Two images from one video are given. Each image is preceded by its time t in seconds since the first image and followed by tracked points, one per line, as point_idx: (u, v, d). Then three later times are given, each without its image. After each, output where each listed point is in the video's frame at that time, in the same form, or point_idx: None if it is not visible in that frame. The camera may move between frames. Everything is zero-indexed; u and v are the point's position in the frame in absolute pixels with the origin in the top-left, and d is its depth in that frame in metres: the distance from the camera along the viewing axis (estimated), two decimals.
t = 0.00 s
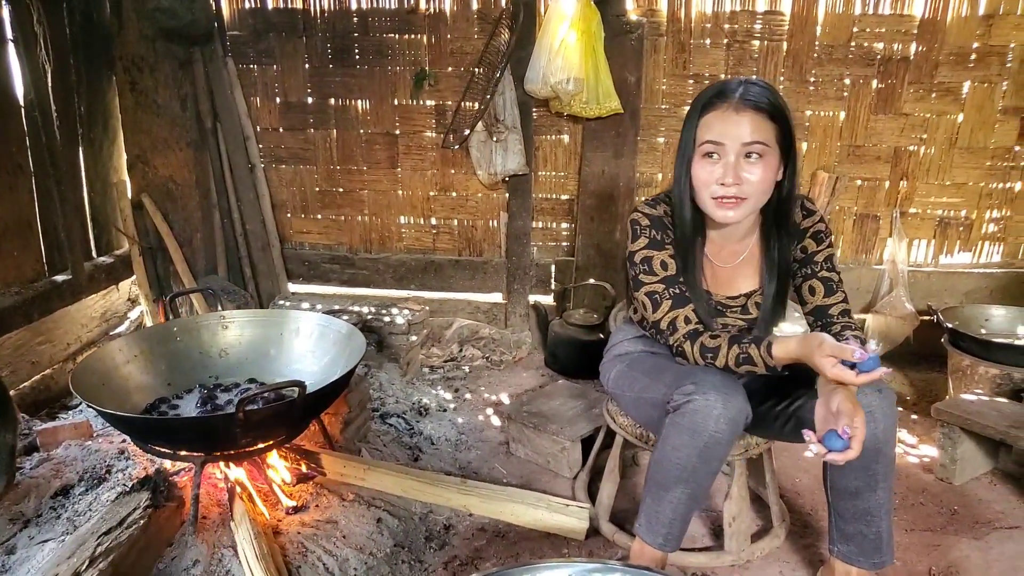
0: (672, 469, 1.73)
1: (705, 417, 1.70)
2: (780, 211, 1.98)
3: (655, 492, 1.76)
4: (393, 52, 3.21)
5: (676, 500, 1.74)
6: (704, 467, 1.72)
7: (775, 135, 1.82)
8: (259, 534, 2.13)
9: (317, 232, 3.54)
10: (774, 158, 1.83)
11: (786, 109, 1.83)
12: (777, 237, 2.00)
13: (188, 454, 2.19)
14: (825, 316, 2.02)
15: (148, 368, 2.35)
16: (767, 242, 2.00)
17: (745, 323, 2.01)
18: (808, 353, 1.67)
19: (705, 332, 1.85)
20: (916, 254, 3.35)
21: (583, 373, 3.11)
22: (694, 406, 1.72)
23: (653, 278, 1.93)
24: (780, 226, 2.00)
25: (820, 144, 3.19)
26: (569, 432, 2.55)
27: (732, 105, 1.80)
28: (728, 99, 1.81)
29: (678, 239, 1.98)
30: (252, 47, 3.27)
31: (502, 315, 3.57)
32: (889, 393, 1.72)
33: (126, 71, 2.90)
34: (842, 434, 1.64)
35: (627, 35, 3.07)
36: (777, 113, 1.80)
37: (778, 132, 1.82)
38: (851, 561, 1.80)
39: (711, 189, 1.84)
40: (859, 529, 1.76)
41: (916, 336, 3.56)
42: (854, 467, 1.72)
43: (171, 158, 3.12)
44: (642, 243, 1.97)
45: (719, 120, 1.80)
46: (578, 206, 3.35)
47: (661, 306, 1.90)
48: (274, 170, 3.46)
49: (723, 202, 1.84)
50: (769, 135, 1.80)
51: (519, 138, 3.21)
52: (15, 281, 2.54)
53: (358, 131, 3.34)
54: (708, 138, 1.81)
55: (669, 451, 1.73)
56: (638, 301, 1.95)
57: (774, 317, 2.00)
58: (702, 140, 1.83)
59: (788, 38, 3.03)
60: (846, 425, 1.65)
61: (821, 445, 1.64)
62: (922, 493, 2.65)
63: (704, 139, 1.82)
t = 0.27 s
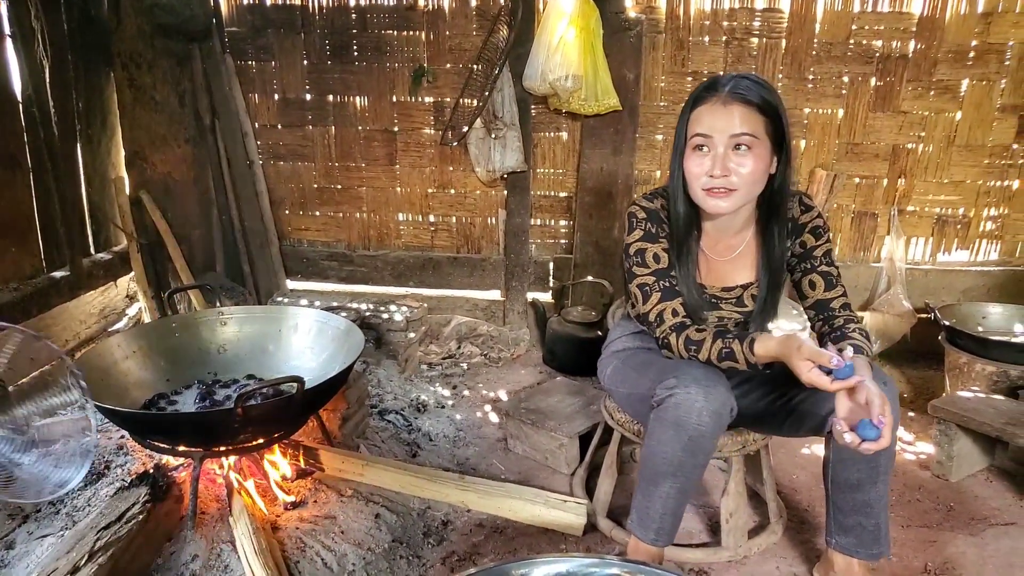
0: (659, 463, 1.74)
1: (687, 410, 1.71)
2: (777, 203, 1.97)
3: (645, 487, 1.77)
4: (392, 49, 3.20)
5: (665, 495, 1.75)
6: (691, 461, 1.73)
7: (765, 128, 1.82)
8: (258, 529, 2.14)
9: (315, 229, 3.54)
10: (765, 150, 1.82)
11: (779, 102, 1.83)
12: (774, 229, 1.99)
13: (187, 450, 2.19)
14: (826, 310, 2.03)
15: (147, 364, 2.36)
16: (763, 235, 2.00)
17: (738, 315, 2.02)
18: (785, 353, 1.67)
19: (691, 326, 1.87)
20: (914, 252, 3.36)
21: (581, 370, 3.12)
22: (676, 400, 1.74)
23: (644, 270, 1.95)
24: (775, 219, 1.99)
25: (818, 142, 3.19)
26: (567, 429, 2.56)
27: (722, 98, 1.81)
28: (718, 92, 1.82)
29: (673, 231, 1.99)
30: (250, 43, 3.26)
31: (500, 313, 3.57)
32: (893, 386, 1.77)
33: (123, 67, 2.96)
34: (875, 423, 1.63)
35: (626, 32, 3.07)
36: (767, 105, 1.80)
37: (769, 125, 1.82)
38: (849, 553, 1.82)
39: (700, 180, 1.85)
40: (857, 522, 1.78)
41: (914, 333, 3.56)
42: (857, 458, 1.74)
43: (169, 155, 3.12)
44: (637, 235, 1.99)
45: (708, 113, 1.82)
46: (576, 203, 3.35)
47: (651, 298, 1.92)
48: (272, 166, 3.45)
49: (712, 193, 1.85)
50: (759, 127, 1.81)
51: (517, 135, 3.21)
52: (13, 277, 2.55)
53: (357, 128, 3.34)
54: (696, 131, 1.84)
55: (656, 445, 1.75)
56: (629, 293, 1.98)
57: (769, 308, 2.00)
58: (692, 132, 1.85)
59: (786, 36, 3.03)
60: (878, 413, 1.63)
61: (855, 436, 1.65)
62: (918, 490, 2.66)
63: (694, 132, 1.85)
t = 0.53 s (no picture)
0: (654, 457, 1.75)
1: (676, 402, 1.72)
2: (781, 197, 1.97)
3: (642, 482, 1.78)
4: (390, 47, 3.21)
5: (662, 489, 1.75)
6: (684, 453, 1.73)
7: (769, 121, 1.82)
8: (260, 526, 2.15)
9: (315, 228, 3.55)
10: (768, 143, 1.82)
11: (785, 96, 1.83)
12: (776, 222, 1.98)
13: (189, 448, 2.21)
14: (833, 304, 2.02)
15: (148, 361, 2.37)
16: (766, 228, 1.99)
17: (738, 308, 2.02)
18: (770, 348, 1.67)
19: (682, 318, 1.87)
20: (915, 247, 3.35)
21: (581, 368, 3.12)
22: (665, 391, 1.74)
23: (641, 262, 1.95)
24: (776, 213, 1.99)
25: (818, 137, 3.18)
26: (567, 426, 2.57)
27: (727, 90, 1.80)
28: (723, 83, 1.81)
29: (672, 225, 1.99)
30: (249, 42, 3.27)
31: (500, 310, 3.58)
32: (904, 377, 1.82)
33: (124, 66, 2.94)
34: (892, 421, 1.62)
35: (625, 28, 3.06)
36: (772, 98, 1.79)
37: (774, 118, 1.81)
38: (859, 546, 1.86)
39: (702, 171, 1.85)
40: (869, 514, 1.83)
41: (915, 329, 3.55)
42: (870, 451, 1.79)
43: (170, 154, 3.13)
44: (636, 227, 2.00)
45: (712, 103, 1.81)
46: (576, 200, 3.35)
47: (645, 289, 1.93)
48: (272, 165, 3.46)
49: (714, 183, 1.85)
50: (763, 119, 1.80)
51: (516, 132, 3.21)
52: (15, 277, 2.56)
53: (356, 126, 3.35)
54: (700, 121, 1.83)
55: (649, 440, 1.76)
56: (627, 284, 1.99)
57: (771, 299, 1.99)
58: (696, 122, 1.84)
59: (785, 31, 3.02)
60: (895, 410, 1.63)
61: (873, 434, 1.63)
62: (920, 486, 2.66)
63: (698, 122, 1.84)
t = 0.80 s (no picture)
0: (672, 452, 1.75)
1: (694, 396, 1.71)
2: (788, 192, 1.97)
3: (660, 476, 1.79)
4: (391, 44, 3.21)
5: (682, 483, 1.76)
6: (702, 446, 1.74)
7: (783, 115, 1.82)
8: (265, 522, 2.16)
9: (317, 226, 3.56)
10: (780, 138, 1.82)
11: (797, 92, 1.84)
12: (782, 217, 1.99)
13: (194, 445, 2.22)
14: (837, 299, 2.01)
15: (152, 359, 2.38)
16: (772, 225, 2.00)
17: (741, 302, 2.01)
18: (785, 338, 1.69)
19: (692, 312, 1.86)
20: (919, 241, 3.33)
21: (584, 364, 3.12)
22: (684, 386, 1.73)
23: (647, 257, 1.94)
24: (782, 209, 1.99)
25: (820, 131, 3.17)
26: (570, 422, 2.57)
27: (745, 80, 1.81)
28: (740, 75, 1.82)
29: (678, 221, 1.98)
30: (250, 41, 3.28)
31: (502, 307, 3.57)
32: (910, 371, 1.81)
33: (126, 66, 2.90)
34: (873, 420, 1.67)
35: (625, 23, 3.05)
36: (788, 93, 1.80)
37: (788, 113, 1.82)
38: (870, 542, 1.87)
39: (713, 159, 1.84)
40: (879, 508, 1.85)
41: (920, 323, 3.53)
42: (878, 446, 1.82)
43: (172, 153, 3.14)
44: (642, 222, 1.98)
45: (728, 92, 1.81)
46: (577, 196, 3.35)
47: (653, 285, 1.92)
48: (274, 164, 3.47)
49: (723, 172, 1.84)
50: (778, 112, 1.81)
51: (517, 129, 3.21)
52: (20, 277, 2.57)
53: (357, 124, 3.35)
54: (715, 109, 1.82)
55: (668, 435, 1.76)
56: (632, 279, 1.97)
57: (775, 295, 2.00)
58: (711, 111, 1.84)
59: (787, 25, 3.01)
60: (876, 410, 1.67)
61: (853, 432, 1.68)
62: (926, 480, 2.65)
63: (712, 110, 1.84)
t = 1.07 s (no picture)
0: (686, 450, 1.75)
1: (715, 396, 1.72)
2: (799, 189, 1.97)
3: (671, 474, 1.78)
4: (394, 40, 3.20)
5: (694, 481, 1.76)
6: (717, 446, 1.74)
7: (802, 112, 1.81)
8: (268, 518, 2.16)
9: (321, 222, 3.56)
10: (799, 135, 1.82)
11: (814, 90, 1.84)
12: (796, 216, 1.98)
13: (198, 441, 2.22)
14: (846, 296, 2.02)
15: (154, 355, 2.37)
16: (784, 225, 1.99)
17: (752, 301, 2.03)
18: (808, 337, 1.70)
19: (709, 313, 1.86)
20: (924, 236, 3.32)
21: (587, 360, 3.12)
22: (706, 385, 1.74)
23: (662, 257, 1.92)
24: (799, 210, 1.98)
25: (825, 126, 3.15)
26: (573, 418, 2.57)
27: (767, 76, 1.79)
28: (762, 70, 1.80)
29: (689, 219, 1.98)
30: (253, 37, 3.28)
31: (505, 303, 3.57)
32: (917, 368, 1.80)
33: (129, 63, 2.87)
34: (855, 408, 1.71)
35: (629, 18, 3.04)
36: (809, 91, 1.79)
37: (807, 110, 1.81)
38: (875, 539, 1.87)
39: (732, 154, 1.83)
40: (883, 504, 1.84)
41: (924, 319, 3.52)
42: (883, 441, 1.81)
43: (176, 149, 3.14)
44: (654, 220, 1.95)
45: (749, 87, 1.80)
46: (580, 192, 3.34)
47: (667, 285, 1.90)
48: (277, 160, 3.48)
49: (741, 167, 1.83)
50: (799, 110, 1.79)
51: (520, 124, 3.20)
52: (24, 273, 2.58)
53: (360, 120, 3.35)
54: (736, 103, 1.81)
55: (683, 433, 1.76)
56: (645, 279, 1.95)
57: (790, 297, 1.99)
58: (732, 104, 1.82)
59: (791, 19, 3.00)
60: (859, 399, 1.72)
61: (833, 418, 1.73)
62: (930, 476, 2.64)
63: (732, 104, 1.82)
